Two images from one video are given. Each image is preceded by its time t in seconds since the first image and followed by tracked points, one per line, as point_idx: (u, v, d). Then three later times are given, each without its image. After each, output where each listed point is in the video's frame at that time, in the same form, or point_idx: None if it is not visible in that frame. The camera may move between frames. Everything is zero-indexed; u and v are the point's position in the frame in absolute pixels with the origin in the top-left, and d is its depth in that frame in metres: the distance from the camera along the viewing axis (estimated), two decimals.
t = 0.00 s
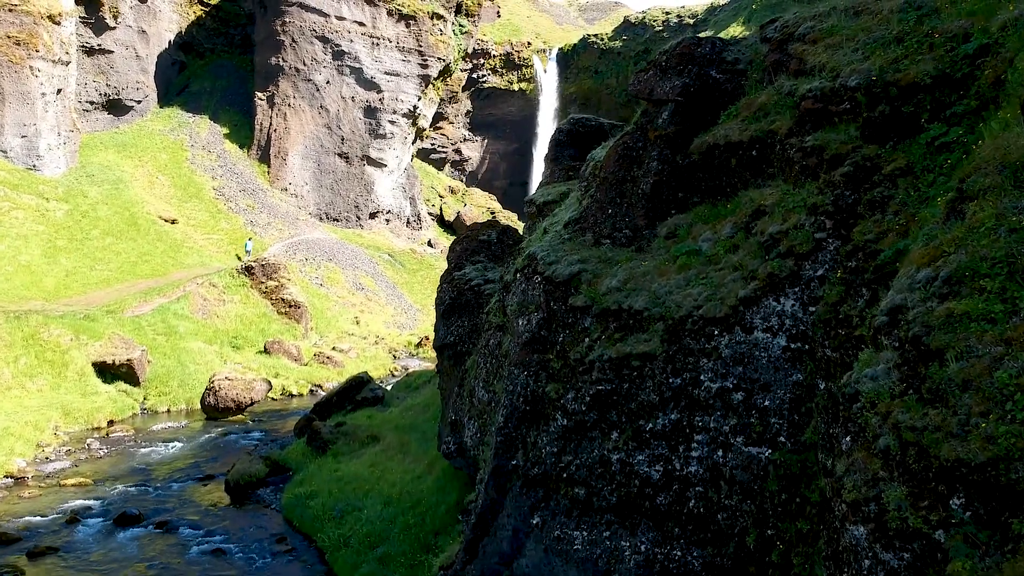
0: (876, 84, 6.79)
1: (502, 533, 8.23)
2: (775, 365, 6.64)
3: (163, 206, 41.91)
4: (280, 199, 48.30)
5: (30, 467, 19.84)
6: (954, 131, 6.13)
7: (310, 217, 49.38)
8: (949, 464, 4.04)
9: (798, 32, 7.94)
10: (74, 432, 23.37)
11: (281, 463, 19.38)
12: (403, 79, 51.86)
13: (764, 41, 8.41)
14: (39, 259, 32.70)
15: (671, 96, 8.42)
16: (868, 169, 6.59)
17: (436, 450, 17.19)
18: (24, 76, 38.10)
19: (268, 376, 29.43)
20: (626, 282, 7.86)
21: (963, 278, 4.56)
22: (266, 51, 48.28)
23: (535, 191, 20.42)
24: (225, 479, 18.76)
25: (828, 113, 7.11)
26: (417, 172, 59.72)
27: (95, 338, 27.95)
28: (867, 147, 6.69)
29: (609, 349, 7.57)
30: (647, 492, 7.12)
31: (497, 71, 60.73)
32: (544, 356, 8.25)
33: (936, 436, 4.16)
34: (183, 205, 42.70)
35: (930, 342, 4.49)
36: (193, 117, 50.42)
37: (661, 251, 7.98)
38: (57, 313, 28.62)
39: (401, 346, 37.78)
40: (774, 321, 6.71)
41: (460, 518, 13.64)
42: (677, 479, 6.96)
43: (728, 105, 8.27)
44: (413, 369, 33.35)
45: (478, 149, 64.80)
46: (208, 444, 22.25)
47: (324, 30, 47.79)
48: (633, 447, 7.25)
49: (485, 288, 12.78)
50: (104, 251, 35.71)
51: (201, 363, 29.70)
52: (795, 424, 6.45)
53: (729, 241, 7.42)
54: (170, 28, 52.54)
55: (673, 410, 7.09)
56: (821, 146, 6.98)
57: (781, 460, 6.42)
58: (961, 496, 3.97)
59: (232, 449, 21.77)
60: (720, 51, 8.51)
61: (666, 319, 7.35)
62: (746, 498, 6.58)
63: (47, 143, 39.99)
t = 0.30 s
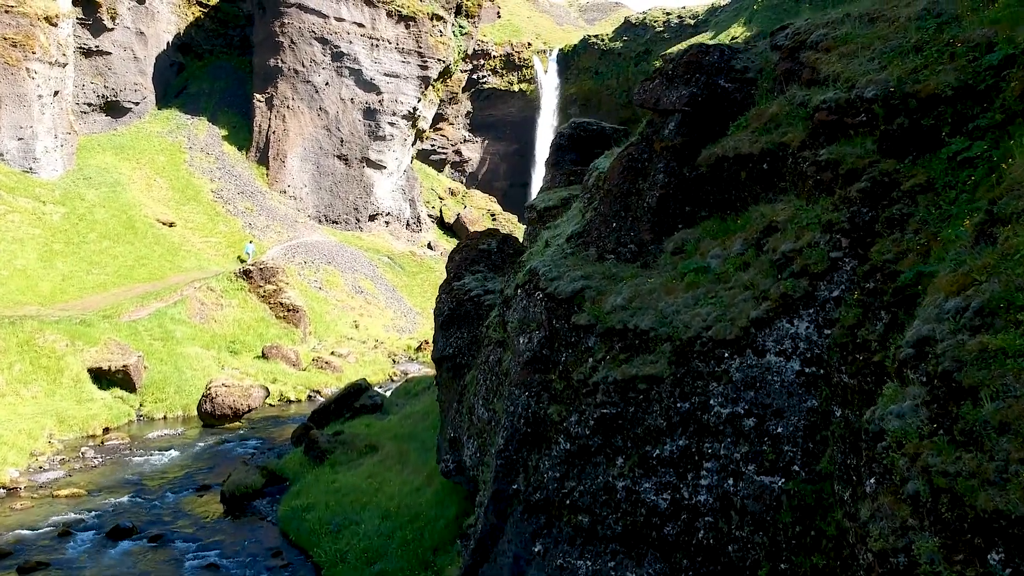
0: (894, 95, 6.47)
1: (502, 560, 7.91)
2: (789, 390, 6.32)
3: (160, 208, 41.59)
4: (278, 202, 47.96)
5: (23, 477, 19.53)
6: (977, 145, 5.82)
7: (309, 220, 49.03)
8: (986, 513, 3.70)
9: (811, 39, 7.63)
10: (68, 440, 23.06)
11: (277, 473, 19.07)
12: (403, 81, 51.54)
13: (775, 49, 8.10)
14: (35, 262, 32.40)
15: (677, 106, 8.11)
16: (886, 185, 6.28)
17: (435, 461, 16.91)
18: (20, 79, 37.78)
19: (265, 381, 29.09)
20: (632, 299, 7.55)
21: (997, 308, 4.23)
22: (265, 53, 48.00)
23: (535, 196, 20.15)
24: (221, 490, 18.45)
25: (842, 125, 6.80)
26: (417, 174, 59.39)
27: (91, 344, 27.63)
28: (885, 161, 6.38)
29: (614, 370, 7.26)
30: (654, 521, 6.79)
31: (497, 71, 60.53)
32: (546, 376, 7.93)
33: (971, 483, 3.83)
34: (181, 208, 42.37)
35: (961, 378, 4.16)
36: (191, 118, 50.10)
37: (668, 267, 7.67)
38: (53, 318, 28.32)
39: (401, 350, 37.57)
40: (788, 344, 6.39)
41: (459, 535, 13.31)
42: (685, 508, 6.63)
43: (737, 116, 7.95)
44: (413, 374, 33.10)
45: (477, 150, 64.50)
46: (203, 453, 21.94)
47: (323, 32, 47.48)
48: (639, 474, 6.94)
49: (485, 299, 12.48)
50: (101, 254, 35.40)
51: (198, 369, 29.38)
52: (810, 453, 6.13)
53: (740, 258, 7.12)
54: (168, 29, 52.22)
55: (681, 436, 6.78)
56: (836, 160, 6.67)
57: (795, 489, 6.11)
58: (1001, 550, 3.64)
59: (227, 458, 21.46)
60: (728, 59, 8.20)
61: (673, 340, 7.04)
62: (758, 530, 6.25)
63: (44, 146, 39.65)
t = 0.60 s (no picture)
0: (915, 111, 6.15)
1: None
2: (805, 421, 6.02)
3: (158, 211, 41.27)
4: (277, 205, 47.63)
5: (16, 488, 19.23)
6: (1004, 164, 5.52)
7: (308, 223, 48.68)
8: None
9: (824, 50, 7.33)
10: (63, 449, 22.77)
11: (274, 484, 18.78)
12: (402, 83, 51.25)
13: (786, 60, 7.79)
14: (31, 267, 32.11)
15: (685, 119, 7.78)
16: (906, 206, 5.96)
17: (435, 473, 16.62)
18: (17, 81, 37.47)
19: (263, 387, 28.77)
20: (638, 322, 7.24)
21: None
22: (264, 54, 47.74)
23: (537, 202, 19.90)
24: (217, 501, 18.15)
25: (859, 141, 6.49)
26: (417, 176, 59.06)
27: (87, 350, 27.33)
28: (905, 181, 6.07)
29: (620, 397, 6.96)
30: (661, 556, 6.47)
31: (497, 72, 60.31)
32: (548, 401, 7.63)
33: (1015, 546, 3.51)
34: (179, 211, 42.06)
35: (999, 426, 3.84)
36: (190, 120, 49.81)
37: (675, 287, 7.37)
38: (49, 324, 28.03)
39: (400, 354, 37.36)
40: (802, 372, 6.09)
41: (458, 553, 13.01)
42: (695, 543, 6.32)
43: (747, 129, 7.63)
44: (413, 380, 32.85)
45: (477, 151, 64.08)
46: (200, 462, 21.65)
47: (322, 33, 47.20)
48: (647, 506, 6.62)
49: (485, 313, 12.16)
50: (98, 258, 35.10)
51: (196, 375, 29.08)
52: (826, 487, 5.83)
53: (751, 279, 6.82)
54: (167, 31, 51.92)
55: (691, 467, 6.47)
56: (853, 179, 6.36)
57: (811, 526, 5.80)
58: None
59: (224, 468, 21.17)
60: (738, 70, 7.86)
61: (682, 365, 6.73)
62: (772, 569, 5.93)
63: (41, 148, 39.28)
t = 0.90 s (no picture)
0: (937, 130, 5.84)
1: None
2: (820, 458, 5.70)
3: (155, 215, 40.96)
4: (276, 208, 47.26)
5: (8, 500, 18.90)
6: None
7: (307, 226, 48.31)
8: None
9: (838, 64, 7.03)
10: (58, 458, 22.47)
11: (271, 496, 18.49)
12: (402, 85, 50.93)
13: (799, 73, 7.48)
14: (27, 272, 31.79)
15: (693, 135, 7.47)
16: (928, 231, 5.65)
17: (433, 487, 16.33)
18: (14, 84, 37.11)
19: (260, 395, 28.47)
20: (644, 347, 6.93)
21: None
22: (263, 56, 47.44)
23: (537, 210, 19.63)
24: (212, 514, 17.84)
25: (877, 160, 6.18)
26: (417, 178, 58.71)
27: (82, 357, 27.00)
28: (926, 205, 5.76)
29: (626, 427, 6.65)
30: None
31: (498, 74, 59.97)
32: (551, 428, 7.33)
33: None
34: (177, 214, 41.76)
35: None
36: (189, 123, 49.51)
37: (683, 310, 7.07)
38: (44, 331, 27.70)
39: (400, 359, 37.11)
40: (817, 405, 5.78)
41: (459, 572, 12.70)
42: None
43: (758, 145, 7.33)
44: (412, 386, 32.61)
45: (478, 152, 64.05)
46: (195, 472, 21.34)
47: (322, 35, 46.92)
48: (654, 542, 6.31)
49: (485, 326, 11.77)
50: (95, 263, 34.78)
51: (193, 381, 28.75)
52: (843, 526, 5.50)
53: (763, 304, 6.52)
54: (165, 32, 51.62)
55: (700, 503, 6.15)
56: (871, 201, 6.06)
57: (827, 568, 5.47)
58: None
59: (220, 478, 20.87)
60: (748, 84, 7.54)
61: (690, 395, 6.42)
62: None
63: (38, 152, 38.89)
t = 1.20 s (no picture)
0: (959, 152, 5.54)
1: None
2: (836, 498, 5.38)
3: (153, 218, 40.64)
4: (275, 211, 46.82)
5: None
6: None
7: (306, 229, 47.89)
8: None
9: (853, 79, 6.76)
10: (52, 468, 22.17)
11: (267, 508, 18.18)
12: (402, 87, 50.69)
13: (811, 89, 7.24)
14: (22, 277, 31.45)
15: (700, 153, 7.23)
16: (950, 260, 5.33)
17: (431, 502, 16.04)
18: (10, 87, 36.88)
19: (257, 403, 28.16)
20: (649, 376, 6.64)
21: None
22: (262, 58, 47.14)
23: (537, 218, 19.35)
24: (207, 528, 17.51)
25: (895, 184, 5.87)
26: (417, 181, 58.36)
27: (78, 364, 26.66)
28: (948, 231, 5.43)
29: (631, 460, 6.34)
30: None
31: (498, 75, 60.12)
32: (552, 460, 7.04)
33: None
34: (174, 218, 41.44)
35: None
36: (187, 125, 49.20)
37: (690, 337, 6.78)
38: (39, 337, 27.37)
39: (399, 364, 36.89)
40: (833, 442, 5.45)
41: None
42: None
43: (768, 165, 7.09)
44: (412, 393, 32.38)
45: (478, 152, 63.95)
46: (191, 483, 21.01)
47: (321, 37, 46.69)
48: None
49: (484, 342, 11.43)
50: (91, 268, 34.46)
51: (190, 389, 28.42)
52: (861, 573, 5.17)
53: (775, 333, 6.21)
54: (164, 34, 51.32)
55: (709, 543, 5.81)
56: (890, 226, 5.75)
57: None
58: None
59: (216, 489, 20.54)
60: (758, 99, 7.29)
61: (698, 429, 6.10)
62: None
63: (34, 155, 38.49)
